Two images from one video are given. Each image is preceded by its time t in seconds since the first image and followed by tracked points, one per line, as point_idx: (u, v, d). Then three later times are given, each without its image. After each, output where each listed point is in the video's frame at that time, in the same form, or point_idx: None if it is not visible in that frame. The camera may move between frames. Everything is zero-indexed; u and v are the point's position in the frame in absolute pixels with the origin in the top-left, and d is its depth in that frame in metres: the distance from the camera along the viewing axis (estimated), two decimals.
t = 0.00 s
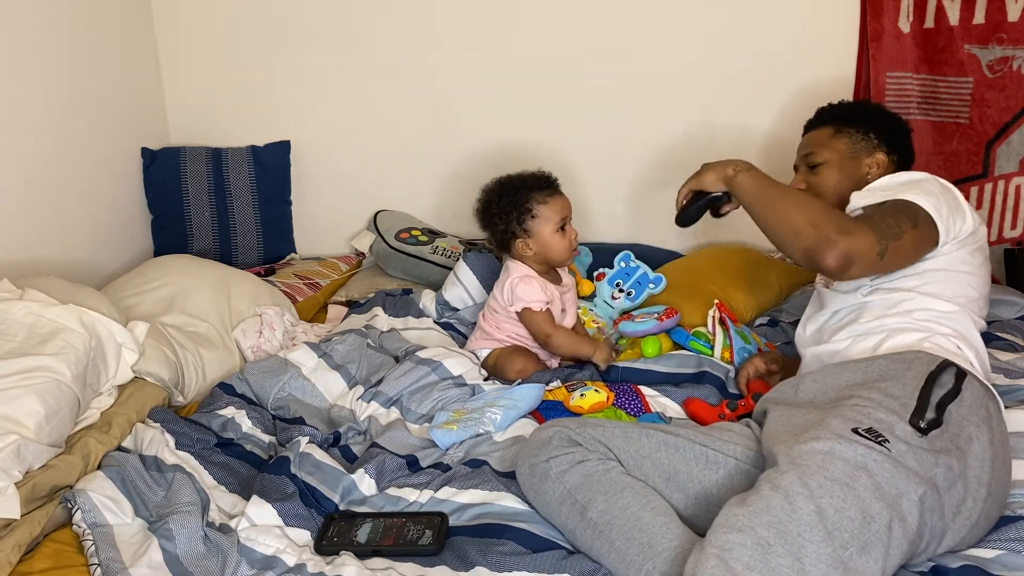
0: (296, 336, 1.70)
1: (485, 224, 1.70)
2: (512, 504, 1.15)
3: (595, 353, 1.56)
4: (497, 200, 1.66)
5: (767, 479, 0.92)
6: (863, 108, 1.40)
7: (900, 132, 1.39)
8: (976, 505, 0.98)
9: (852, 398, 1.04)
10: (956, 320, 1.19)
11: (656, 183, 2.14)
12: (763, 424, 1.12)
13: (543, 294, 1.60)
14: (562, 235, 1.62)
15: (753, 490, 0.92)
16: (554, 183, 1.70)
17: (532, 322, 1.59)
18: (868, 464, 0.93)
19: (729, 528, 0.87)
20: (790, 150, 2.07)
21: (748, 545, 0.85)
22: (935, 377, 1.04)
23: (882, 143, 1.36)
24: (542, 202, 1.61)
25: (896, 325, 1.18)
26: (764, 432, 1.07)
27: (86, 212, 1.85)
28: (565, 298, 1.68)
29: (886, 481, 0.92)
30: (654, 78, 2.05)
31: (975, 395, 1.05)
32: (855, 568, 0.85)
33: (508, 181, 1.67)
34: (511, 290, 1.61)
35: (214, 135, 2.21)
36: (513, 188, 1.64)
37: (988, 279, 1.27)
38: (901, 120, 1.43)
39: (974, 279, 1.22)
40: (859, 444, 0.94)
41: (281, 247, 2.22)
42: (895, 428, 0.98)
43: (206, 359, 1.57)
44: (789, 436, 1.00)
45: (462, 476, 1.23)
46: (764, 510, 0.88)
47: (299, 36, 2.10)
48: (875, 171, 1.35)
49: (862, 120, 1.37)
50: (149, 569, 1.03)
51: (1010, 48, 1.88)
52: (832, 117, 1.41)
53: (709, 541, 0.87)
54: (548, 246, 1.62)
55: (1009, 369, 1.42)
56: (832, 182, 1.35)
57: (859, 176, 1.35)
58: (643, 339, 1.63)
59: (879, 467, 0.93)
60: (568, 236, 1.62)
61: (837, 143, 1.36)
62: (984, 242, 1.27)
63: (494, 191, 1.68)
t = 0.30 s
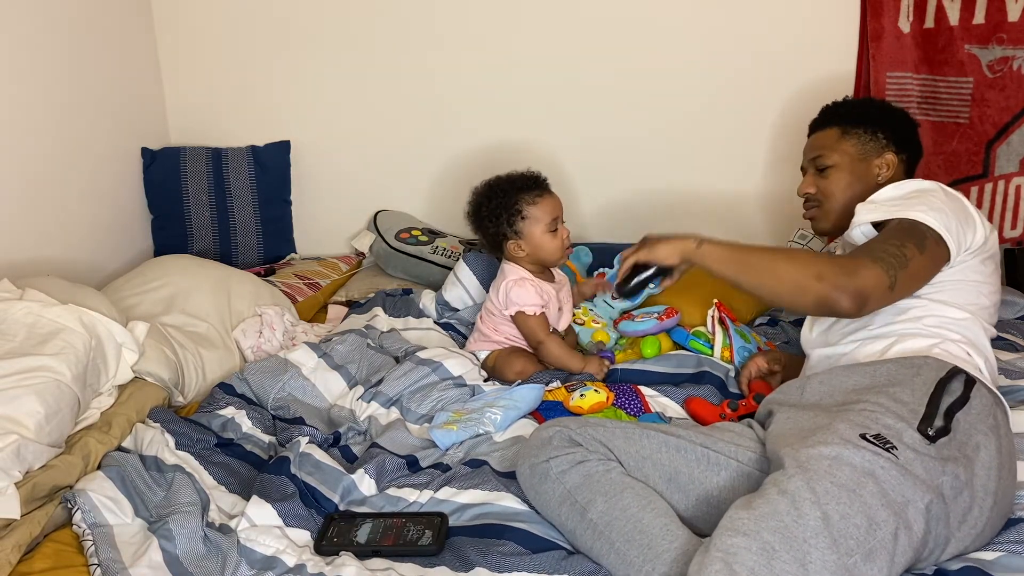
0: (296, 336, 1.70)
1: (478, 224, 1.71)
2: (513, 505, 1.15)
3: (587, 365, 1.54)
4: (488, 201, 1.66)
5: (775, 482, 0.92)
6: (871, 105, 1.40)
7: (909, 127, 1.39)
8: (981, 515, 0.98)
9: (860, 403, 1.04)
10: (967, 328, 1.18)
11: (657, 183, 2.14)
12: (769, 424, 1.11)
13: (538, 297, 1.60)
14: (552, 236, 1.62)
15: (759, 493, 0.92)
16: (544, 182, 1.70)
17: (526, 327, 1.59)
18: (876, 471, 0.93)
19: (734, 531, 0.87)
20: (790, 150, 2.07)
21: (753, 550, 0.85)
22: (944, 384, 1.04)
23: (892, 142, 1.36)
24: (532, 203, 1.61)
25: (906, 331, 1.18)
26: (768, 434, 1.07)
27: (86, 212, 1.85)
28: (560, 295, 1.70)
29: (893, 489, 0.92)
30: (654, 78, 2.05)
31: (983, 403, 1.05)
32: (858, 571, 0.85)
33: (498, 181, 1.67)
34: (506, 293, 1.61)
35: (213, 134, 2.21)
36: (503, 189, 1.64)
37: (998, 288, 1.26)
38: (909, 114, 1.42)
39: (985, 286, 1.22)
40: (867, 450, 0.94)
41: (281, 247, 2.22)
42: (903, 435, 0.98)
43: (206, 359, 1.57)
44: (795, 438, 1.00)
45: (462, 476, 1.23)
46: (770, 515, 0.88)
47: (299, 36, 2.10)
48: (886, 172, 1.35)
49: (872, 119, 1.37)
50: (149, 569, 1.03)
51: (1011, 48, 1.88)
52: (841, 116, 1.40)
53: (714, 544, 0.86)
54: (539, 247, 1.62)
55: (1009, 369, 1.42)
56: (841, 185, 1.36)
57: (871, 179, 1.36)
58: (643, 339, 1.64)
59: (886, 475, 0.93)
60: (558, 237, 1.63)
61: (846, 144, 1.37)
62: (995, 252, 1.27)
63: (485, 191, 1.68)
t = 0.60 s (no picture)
0: (296, 336, 1.70)
1: (474, 223, 1.71)
2: (512, 505, 1.16)
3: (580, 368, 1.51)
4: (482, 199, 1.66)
5: (772, 482, 0.92)
6: (872, 105, 1.40)
7: (910, 127, 1.39)
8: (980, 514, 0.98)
9: (857, 402, 1.04)
10: (963, 326, 1.18)
11: (656, 183, 2.14)
12: (767, 424, 1.11)
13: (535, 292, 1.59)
14: (543, 236, 1.61)
15: (757, 494, 0.92)
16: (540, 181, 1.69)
17: (526, 323, 1.58)
18: (873, 470, 0.93)
19: (732, 533, 0.87)
20: (790, 150, 2.07)
21: (751, 551, 0.85)
22: (941, 383, 1.04)
23: (893, 141, 1.36)
24: (524, 202, 1.61)
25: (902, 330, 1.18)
26: (767, 434, 1.07)
27: (86, 212, 1.85)
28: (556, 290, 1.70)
29: (890, 488, 0.92)
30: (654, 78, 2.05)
31: (980, 401, 1.05)
32: (856, 571, 0.85)
33: (492, 180, 1.67)
34: (502, 290, 1.62)
35: (214, 134, 2.21)
36: (497, 188, 1.64)
37: (996, 285, 1.26)
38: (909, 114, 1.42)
39: (980, 284, 1.22)
40: (864, 450, 0.94)
41: (281, 247, 2.22)
42: (900, 434, 0.98)
43: (206, 359, 1.57)
44: (793, 438, 1.00)
45: (462, 476, 1.23)
46: (768, 516, 0.88)
47: (299, 36, 2.10)
48: (887, 172, 1.35)
49: (873, 118, 1.37)
50: (149, 569, 1.03)
51: (1011, 48, 1.88)
52: (841, 116, 1.40)
53: (712, 546, 0.86)
54: (529, 247, 1.62)
55: (1009, 369, 1.42)
56: (842, 184, 1.36)
57: (870, 177, 1.36)
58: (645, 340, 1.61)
59: (884, 474, 0.93)
60: (550, 237, 1.62)
61: (848, 144, 1.36)
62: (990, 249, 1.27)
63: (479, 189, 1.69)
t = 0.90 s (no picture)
0: (296, 336, 1.70)
1: (469, 217, 1.71)
2: (512, 505, 1.16)
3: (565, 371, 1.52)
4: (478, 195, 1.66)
5: (771, 481, 0.92)
6: (872, 105, 1.40)
7: (910, 126, 1.39)
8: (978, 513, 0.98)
9: (855, 401, 1.04)
10: (958, 325, 1.18)
11: (657, 183, 2.14)
12: (766, 424, 1.11)
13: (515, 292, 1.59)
14: (532, 238, 1.61)
15: (756, 492, 0.92)
16: (540, 181, 1.67)
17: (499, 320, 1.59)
18: (871, 468, 0.93)
19: (730, 531, 0.87)
20: (790, 150, 2.07)
21: (749, 549, 0.85)
22: (938, 381, 1.04)
23: (894, 141, 1.35)
24: (517, 203, 1.60)
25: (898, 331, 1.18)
26: (766, 434, 1.07)
27: (86, 212, 1.85)
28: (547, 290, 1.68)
29: (888, 485, 0.92)
30: (654, 78, 2.05)
31: (978, 399, 1.05)
32: (856, 570, 0.85)
33: (492, 176, 1.66)
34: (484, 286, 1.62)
35: (214, 134, 2.21)
36: (495, 184, 1.63)
37: (991, 283, 1.26)
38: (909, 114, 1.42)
39: (976, 284, 1.22)
40: (861, 448, 0.94)
41: (281, 247, 2.21)
42: (898, 432, 0.98)
43: (206, 359, 1.57)
44: (792, 437, 1.00)
45: (462, 476, 1.23)
46: (766, 514, 0.88)
47: (299, 36, 2.10)
48: (886, 172, 1.36)
49: (874, 117, 1.37)
50: (149, 569, 1.03)
51: (1011, 48, 1.88)
52: (842, 115, 1.40)
53: (711, 544, 0.86)
54: (516, 247, 1.62)
55: (1009, 369, 1.42)
56: (842, 182, 1.36)
57: (868, 177, 1.36)
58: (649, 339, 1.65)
59: (881, 472, 0.93)
60: (539, 241, 1.61)
61: (848, 143, 1.36)
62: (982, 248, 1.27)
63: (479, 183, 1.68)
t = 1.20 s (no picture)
0: (296, 336, 1.70)
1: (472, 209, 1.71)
2: (512, 505, 1.15)
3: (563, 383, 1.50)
4: (483, 191, 1.65)
5: (771, 481, 0.92)
6: (862, 107, 1.40)
7: (899, 127, 1.39)
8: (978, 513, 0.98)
9: (855, 402, 1.04)
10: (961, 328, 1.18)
11: (656, 182, 2.14)
12: (766, 425, 1.11)
13: (500, 284, 1.61)
14: (524, 245, 1.62)
15: (757, 493, 0.92)
16: (547, 187, 1.65)
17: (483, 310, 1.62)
18: (871, 469, 0.93)
19: (731, 532, 0.87)
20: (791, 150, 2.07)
21: (750, 550, 0.85)
22: (939, 381, 1.04)
23: (885, 143, 1.35)
24: (517, 210, 1.59)
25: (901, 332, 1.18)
26: (766, 434, 1.07)
27: (86, 212, 1.85)
28: (540, 282, 1.70)
29: (889, 486, 0.92)
30: (654, 77, 2.05)
31: (978, 400, 1.05)
32: (857, 571, 0.85)
33: (500, 174, 1.64)
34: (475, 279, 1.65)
35: (214, 134, 2.21)
36: (500, 184, 1.62)
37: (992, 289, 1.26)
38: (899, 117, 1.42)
39: (977, 286, 1.22)
40: (861, 448, 0.94)
41: (281, 247, 2.21)
42: (898, 432, 0.98)
43: (206, 359, 1.57)
44: (793, 438, 1.00)
45: (461, 476, 1.23)
46: (767, 514, 0.88)
47: (299, 36, 2.10)
48: (879, 173, 1.35)
49: (864, 120, 1.37)
50: (149, 570, 1.03)
51: (1011, 49, 1.88)
52: (834, 117, 1.40)
53: (712, 545, 0.86)
54: (508, 250, 1.63)
55: (1009, 369, 1.42)
56: (834, 186, 1.36)
57: (861, 179, 1.36)
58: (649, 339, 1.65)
59: (882, 472, 0.93)
60: (529, 250, 1.62)
61: (839, 144, 1.36)
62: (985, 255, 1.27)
63: (487, 177, 1.66)
